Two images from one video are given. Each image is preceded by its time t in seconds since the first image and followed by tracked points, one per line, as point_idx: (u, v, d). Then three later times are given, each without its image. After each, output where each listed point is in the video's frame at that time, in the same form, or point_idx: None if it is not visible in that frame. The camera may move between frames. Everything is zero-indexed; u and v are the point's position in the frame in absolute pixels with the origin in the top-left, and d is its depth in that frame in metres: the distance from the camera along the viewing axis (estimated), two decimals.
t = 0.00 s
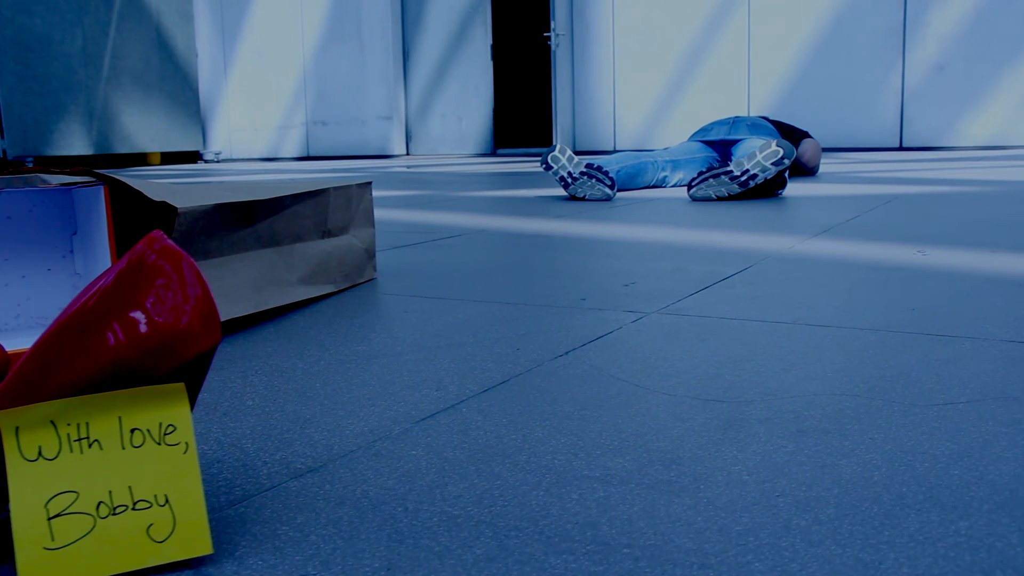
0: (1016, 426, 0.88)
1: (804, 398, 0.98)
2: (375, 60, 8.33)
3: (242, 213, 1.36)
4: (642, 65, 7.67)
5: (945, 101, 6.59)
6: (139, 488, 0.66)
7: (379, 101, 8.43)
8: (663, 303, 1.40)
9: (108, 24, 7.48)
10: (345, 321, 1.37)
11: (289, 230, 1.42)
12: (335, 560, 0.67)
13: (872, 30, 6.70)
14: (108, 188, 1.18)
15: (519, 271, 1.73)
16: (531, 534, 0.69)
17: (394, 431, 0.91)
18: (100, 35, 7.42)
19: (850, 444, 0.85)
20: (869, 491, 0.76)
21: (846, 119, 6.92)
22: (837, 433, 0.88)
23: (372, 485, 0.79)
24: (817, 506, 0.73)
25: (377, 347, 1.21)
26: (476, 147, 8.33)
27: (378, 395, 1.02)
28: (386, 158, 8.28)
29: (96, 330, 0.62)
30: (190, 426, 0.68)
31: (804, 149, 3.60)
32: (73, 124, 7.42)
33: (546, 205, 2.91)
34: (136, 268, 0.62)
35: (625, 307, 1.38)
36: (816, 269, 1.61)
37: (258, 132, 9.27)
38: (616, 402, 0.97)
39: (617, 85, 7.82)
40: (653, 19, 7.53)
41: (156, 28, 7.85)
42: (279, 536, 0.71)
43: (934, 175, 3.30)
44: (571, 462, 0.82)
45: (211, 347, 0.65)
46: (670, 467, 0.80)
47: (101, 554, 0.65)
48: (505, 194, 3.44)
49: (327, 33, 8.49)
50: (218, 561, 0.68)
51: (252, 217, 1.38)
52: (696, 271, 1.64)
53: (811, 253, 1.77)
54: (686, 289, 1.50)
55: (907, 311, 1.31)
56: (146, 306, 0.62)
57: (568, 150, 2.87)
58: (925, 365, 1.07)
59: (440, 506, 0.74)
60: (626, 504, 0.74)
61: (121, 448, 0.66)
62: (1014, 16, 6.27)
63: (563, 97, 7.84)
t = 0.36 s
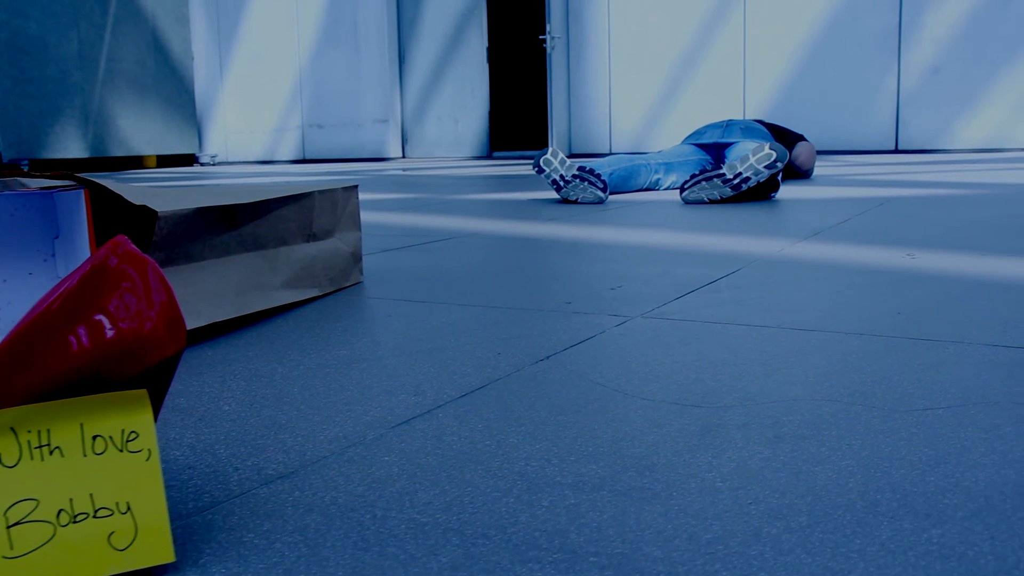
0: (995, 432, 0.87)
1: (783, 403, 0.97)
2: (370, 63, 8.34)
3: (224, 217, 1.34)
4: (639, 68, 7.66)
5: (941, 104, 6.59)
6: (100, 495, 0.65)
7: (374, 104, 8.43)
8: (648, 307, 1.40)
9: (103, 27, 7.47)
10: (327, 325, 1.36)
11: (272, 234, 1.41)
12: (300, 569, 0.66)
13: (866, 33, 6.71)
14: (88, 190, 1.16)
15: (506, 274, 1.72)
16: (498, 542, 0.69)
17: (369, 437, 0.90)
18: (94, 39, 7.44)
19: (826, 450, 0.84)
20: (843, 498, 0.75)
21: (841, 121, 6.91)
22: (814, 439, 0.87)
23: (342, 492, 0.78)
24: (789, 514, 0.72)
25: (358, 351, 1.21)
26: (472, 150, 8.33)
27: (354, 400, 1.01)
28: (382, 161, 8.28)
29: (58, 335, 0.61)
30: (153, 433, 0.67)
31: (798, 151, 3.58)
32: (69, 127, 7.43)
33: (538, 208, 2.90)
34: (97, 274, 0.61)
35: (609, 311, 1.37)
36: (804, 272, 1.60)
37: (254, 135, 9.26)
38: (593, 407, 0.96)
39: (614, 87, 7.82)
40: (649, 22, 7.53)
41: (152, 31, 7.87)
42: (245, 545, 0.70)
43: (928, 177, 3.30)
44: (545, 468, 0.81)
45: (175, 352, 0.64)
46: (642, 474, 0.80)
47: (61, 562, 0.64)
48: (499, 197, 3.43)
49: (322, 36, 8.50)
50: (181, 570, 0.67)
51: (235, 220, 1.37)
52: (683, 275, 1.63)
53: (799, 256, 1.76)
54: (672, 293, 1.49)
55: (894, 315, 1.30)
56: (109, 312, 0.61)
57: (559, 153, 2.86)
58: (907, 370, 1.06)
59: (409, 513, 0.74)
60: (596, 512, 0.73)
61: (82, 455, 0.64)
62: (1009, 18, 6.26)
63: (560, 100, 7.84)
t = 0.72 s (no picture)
0: (981, 435, 0.86)
1: (771, 406, 0.96)
2: (367, 66, 8.35)
3: (212, 219, 1.34)
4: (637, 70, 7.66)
5: (939, 106, 6.59)
6: (75, 500, 0.64)
7: (371, 106, 8.44)
8: (639, 309, 1.39)
9: (101, 28, 7.58)
10: (316, 327, 1.36)
11: (260, 237, 1.41)
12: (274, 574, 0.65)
13: (863, 35, 6.71)
14: (76, 192, 1.16)
15: (497, 276, 1.71)
16: (476, 547, 0.68)
17: (352, 440, 0.90)
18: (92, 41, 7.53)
19: (811, 455, 0.84)
20: (826, 503, 0.74)
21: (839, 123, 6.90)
22: (800, 443, 0.87)
23: (323, 495, 0.78)
24: (771, 519, 0.72)
25: (346, 354, 1.20)
26: (469, 152, 8.33)
27: (339, 403, 1.01)
28: (380, 163, 8.29)
29: (33, 339, 0.60)
30: (129, 437, 0.66)
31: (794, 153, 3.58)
32: (66, 129, 7.44)
33: (533, 210, 2.90)
34: (74, 276, 0.61)
35: (600, 313, 1.37)
36: (795, 274, 1.59)
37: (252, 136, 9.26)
38: (578, 410, 0.96)
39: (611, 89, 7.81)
40: (647, 23, 7.53)
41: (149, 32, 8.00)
42: (221, 548, 0.70)
43: (925, 179, 3.29)
44: (527, 473, 0.81)
45: (152, 355, 0.63)
46: (625, 478, 0.79)
47: (33, 568, 0.63)
48: (495, 199, 3.42)
49: (320, 38, 8.51)
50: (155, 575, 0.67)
51: (224, 222, 1.36)
52: (675, 277, 1.62)
53: (791, 258, 1.76)
54: (663, 295, 1.48)
55: (885, 318, 1.30)
56: (84, 315, 0.61)
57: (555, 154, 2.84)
58: (895, 372, 1.06)
59: (388, 517, 0.73)
60: (577, 516, 0.73)
61: (57, 459, 0.63)
62: (1005, 20, 6.26)
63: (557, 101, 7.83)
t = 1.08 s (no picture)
0: (968, 439, 0.86)
1: (758, 410, 0.96)
2: (365, 67, 8.35)
3: (202, 221, 1.33)
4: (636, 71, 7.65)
5: (937, 107, 6.59)
6: (50, 504, 0.64)
7: (370, 107, 8.44)
8: (630, 311, 1.39)
9: (99, 29, 7.60)
10: (306, 329, 1.36)
11: (251, 238, 1.40)
12: None
13: (861, 36, 6.71)
14: (64, 194, 1.16)
15: (489, 278, 1.71)
16: (454, 552, 0.68)
17: (336, 444, 0.89)
18: (90, 42, 7.54)
19: (796, 458, 0.83)
20: (809, 508, 0.74)
21: (837, 124, 6.90)
22: (785, 446, 0.86)
23: (304, 499, 0.77)
24: (753, 523, 0.71)
25: (334, 357, 1.19)
26: (467, 153, 8.33)
27: (325, 406, 1.00)
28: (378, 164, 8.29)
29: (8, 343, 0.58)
30: (105, 441, 0.65)
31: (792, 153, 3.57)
32: (64, 130, 7.45)
33: (530, 212, 2.89)
34: (51, 278, 0.60)
35: (591, 316, 1.36)
36: (788, 277, 1.59)
37: (249, 137, 9.25)
38: (565, 413, 0.95)
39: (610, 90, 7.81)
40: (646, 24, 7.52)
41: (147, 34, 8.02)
42: (200, 552, 0.69)
43: (923, 180, 3.28)
44: (510, 476, 0.80)
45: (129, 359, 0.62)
46: (609, 481, 0.79)
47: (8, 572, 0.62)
48: (492, 200, 3.42)
49: (318, 39, 8.51)
50: None
51: (214, 223, 1.36)
52: (667, 279, 1.62)
53: (784, 260, 1.75)
54: (654, 297, 1.48)
55: (877, 320, 1.29)
56: (61, 318, 0.60)
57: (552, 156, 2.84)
58: (885, 375, 1.05)
59: (369, 521, 0.73)
60: (558, 521, 0.72)
61: (32, 463, 0.63)
62: (1002, 21, 6.26)
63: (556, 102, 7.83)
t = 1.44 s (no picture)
0: (957, 441, 0.85)
1: (746, 412, 0.95)
2: (364, 68, 8.36)
3: (194, 222, 1.33)
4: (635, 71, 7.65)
5: (935, 108, 6.58)
6: (27, 507, 0.63)
7: (369, 108, 8.45)
8: (622, 312, 1.38)
9: (98, 30, 7.61)
10: (296, 331, 1.35)
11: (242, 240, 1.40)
12: None
13: (859, 37, 6.71)
14: (53, 195, 1.16)
15: (482, 280, 1.70)
16: (434, 556, 0.67)
17: (320, 446, 0.89)
18: (89, 42, 7.55)
19: (783, 461, 0.83)
20: (793, 511, 0.73)
21: (836, 125, 6.89)
22: (772, 450, 0.86)
23: (286, 503, 0.77)
24: (736, 527, 0.71)
25: (323, 358, 1.19)
26: (466, 153, 8.35)
27: (312, 408, 1.00)
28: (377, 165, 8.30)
29: None
30: (83, 443, 0.64)
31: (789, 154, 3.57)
32: (63, 131, 7.46)
33: (526, 212, 2.89)
34: (28, 278, 0.59)
35: (582, 317, 1.36)
36: (782, 278, 1.58)
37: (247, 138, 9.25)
38: (552, 415, 0.95)
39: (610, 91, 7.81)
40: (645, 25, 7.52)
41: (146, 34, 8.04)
42: (179, 556, 0.69)
43: (921, 182, 3.27)
44: (494, 479, 0.80)
45: (107, 361, 0.61)
46: (593, 485, 0.78)
47: None
48: (489, 201, 3.42)
49: (316, 40, 8.52)
50: None
51: (205, 225, 1.35)
52: (660, 280, 1.61)
53: (778, 261, 1.75)
54: (647, 298, 1.47)
55: (869, 322, 1.29)
56: (40, 319, 0.59)
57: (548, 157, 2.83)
58: (875, 377, 1.05)
59: (350, 525, 0.72)
60: (540, 524, 0.72)
61: (8, 466, 0.61)
62: (999, 23, 6.27)
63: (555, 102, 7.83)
